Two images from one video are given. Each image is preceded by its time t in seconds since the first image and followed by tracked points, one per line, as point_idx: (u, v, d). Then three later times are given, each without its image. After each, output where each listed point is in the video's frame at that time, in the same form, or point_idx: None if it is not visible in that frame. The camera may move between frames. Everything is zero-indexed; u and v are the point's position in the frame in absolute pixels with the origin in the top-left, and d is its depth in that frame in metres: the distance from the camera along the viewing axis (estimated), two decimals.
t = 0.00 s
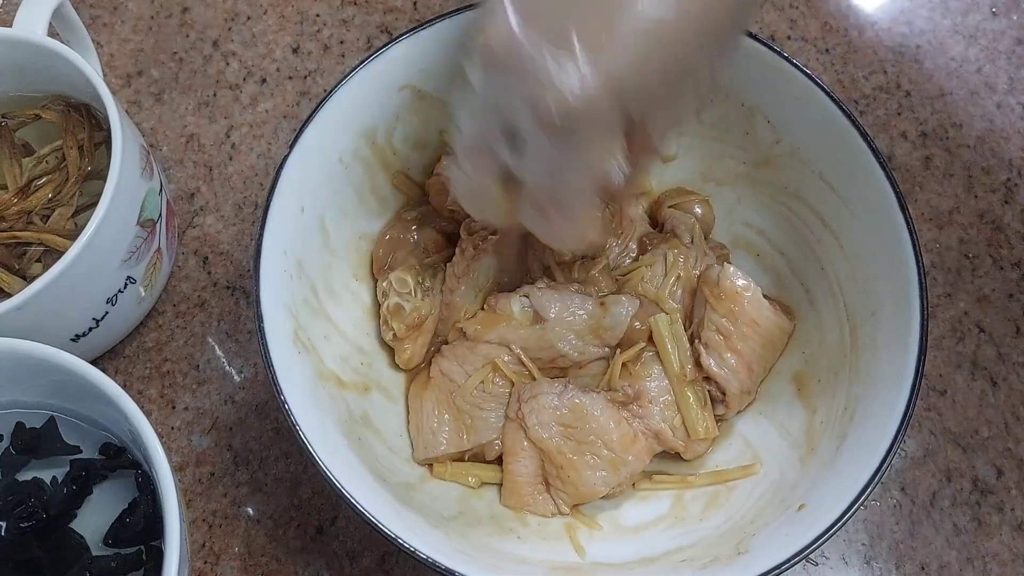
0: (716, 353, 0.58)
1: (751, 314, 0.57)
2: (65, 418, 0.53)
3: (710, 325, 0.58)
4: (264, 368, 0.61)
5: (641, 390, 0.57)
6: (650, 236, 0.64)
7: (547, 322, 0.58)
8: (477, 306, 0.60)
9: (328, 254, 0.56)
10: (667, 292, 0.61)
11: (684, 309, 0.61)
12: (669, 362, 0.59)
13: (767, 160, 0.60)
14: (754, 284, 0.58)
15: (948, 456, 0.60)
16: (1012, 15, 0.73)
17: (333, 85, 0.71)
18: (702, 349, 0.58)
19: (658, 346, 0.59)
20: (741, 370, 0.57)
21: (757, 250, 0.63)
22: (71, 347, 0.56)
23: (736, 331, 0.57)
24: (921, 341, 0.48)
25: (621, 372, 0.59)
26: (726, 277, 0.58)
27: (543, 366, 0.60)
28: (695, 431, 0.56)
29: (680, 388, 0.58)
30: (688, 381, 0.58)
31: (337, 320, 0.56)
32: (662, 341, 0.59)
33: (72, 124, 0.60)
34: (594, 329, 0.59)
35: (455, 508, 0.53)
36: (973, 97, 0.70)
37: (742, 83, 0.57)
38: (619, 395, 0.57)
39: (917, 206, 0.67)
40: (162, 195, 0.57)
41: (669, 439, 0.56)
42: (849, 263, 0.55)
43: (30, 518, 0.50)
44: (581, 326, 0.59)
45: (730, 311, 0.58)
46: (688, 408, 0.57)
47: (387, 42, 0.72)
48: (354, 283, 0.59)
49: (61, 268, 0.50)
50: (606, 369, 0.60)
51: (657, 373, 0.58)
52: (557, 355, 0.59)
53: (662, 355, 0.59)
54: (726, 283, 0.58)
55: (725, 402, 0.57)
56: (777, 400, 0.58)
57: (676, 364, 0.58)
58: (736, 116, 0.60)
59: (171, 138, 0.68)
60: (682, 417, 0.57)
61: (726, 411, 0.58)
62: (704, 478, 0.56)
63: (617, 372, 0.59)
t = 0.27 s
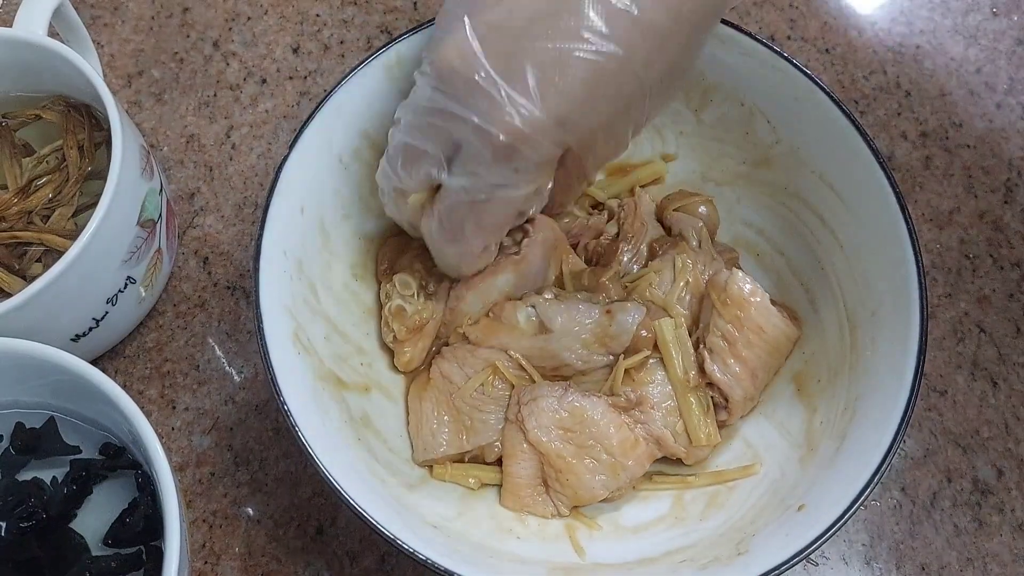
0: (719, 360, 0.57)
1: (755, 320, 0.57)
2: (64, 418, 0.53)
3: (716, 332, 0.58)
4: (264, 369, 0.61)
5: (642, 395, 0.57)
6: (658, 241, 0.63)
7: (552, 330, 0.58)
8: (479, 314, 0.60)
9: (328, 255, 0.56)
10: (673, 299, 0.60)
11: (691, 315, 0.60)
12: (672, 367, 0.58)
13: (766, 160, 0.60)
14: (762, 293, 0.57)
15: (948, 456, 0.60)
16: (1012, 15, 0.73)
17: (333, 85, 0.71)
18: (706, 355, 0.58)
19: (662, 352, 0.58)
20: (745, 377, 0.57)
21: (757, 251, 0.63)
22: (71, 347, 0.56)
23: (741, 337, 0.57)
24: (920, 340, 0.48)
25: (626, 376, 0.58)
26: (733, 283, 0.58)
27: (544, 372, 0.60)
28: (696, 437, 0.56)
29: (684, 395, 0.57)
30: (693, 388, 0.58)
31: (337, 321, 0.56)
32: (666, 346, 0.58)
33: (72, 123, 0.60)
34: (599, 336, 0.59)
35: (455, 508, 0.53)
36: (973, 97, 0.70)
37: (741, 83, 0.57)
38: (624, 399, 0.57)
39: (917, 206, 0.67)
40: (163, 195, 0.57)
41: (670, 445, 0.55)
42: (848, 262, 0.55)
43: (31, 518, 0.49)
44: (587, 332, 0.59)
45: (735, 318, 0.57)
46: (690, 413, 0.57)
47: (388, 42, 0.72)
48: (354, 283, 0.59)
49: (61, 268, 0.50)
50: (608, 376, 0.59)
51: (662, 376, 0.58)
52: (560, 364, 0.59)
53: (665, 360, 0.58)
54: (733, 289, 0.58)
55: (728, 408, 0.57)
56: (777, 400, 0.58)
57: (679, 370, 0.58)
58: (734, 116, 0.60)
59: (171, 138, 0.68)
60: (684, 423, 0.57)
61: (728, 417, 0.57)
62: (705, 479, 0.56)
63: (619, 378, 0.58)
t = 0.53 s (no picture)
0: (718, 359, 0.57)
1: (753, 319, 0.57)
2: (64, 419, 0.53)
3: (713, 332, 0.58)
4: (264, 369, 0.61)
5: (642, 395, 0.57)
6: (658, 241, 0.63)
7: (553, 331, 0.58)
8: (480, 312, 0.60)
9: (328, 255, 0.56)
10: (672, 298, 0.60)
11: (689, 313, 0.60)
12: (671, 367, 0.58)
13: (766, 160, 0.60)
14: (761, 293, 0.57)
15: (948, 456, 0.60)
16: (1012, 16, 0.73)
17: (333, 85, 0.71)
18: (704, 355, 0.58)
19: (660, 352, 0.58)
20: (744, 376, 0.57)
21: (757, 251, 0.63)
22: (71, 347, 0.56)
23: (739, 337, 0.57)
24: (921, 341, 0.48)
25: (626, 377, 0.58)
26: (731, 282, 0.58)
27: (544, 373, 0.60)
28: (696, 437, 0.56)
29: (682, 395, 0.57)
30: (692, 387, 0.58)
31: (337, 321, 0.56)
32: (664, 345, 0.58)
33: (72, 124, 0.60)
34: (600, 337, 0.59)
35: (455, 509, 0.53)
36: (973, 97, 0.70)
37: (742, 83, 0.57)
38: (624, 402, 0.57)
39: (917, 206, 0.67)
40: (162, 195, 0.57)
41: (669, 444, 0.56)
42: (848, 262, 0.55)
43: (30, 518, 0.49)
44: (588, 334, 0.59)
45: (733, 318, 0.57)
46: (689, 413, 0.57)
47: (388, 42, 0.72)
48: (354, 284, 0.59)
49: (61, 268, 0.50)
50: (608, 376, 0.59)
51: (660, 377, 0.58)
52: (560, 363, 0.59)
53: (665, 360, 0.58)
54: (731, 289, 0.57)
55: (727, 408, 0.57)
56: (776, 400, 0.58)
57: (678, 370, 0.58)
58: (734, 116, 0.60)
59: (171, 138, 0.68)
60: (683, 423, 0.56)
61: (727, 418, 0.57)
62: (705, 480, 0.56)
63: (620, 377, 0.58)
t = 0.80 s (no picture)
0: (717, 359, 0.57)
1: (752, 319, 0.57)
2: (65, 418, 0.53)
3: (712, 331, 0.58)
4: (264, 369, 0.61)
5: (642, 394, 0.57)
6: (657, 239, 0.63)
7: (554, 332, 0.58)
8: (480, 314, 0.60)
9: (328, 255, 0.56)
10: (671, 297, 0.60)
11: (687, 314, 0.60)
12: (670, 366, 0.58)
13: (766, 160, 0.60)
14: (758, 292, 0.57)
15: (948, 456, 0.60)
16: (1012, 16, 0.73)
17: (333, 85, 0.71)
18: (704, 354, 0.58)
19: (659, 351, 0.59)
20: (743, 376, 0.57)
21: (756, 251, 0.64)
22: (71, 347, 0.56)
23: (738, 336, 0.57)
24: (920, 342, 0.48)
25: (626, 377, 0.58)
26: (730, 282, 0.58)
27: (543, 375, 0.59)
28: (696, 436, 0.56)
29: (682, 394, 0.57)
30: (690, 387, 0.57)
31: (337, 321, 0.56)
32: (664, 344, 0.58)
33: (72, 124, 0.60)
34: (600, 336, 0.59)
35: (455, 509, 0.53)
36: (973, 98, 0.70)
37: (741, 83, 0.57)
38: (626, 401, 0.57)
39: (916, 206, 0.67)
40: (162, 195, 0.57)
41: (669, 444, 0.56)
42: (848, 262, 0.55)
43: (30, 518, 0.49)
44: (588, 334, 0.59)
45: (732, 317, 0.57)
46: (689, 412, 0.57)
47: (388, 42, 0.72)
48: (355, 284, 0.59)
49: (61, 268, 0.50)
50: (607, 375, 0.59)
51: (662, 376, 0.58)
52: (561, 364, 0.59)
53: (664, 359, 0.58)
54: (729, 288, 0.58)
55: (726, 408, 0.57)
56: (776, 400, 0.58)
57: (678, 369, 0.58)
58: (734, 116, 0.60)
59: (171, 138, 0.68)
60: (683, 422, 0.56)
61: (727, 417, 0.57)
62: (705, 480, 0.56)
63: (619, 376, 0.58)
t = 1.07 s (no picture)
0: (717, 358, 0.57)
1: (752, 319, 0.57)
2: (65, 418, 0.53)
3: (712, 331, 0.58)
4: (264, 368, 0.61)
5: (641, 393, 0.57)
6: (657, 238, 0.63)
7: (550, 327, 0.59)
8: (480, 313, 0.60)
9: (328, 256, 0.56)
10: (669, 296, 0.60)
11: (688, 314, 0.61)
12: (669, 366, 0.58)
13: (766, 161, 0.60)
14: (756, 292, 0.57)
15: (948, 456, 0.60)
16: (1012, 16, 0.73)
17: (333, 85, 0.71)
18: (703, 354, 0.58)
19: (658, 350, 0.59)
20: (743, 376, 0.57)
21: (756, 251, 0.63)
22: (70, 347, 0.56)
23: (737, 336, 0.57)
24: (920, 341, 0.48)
25: (625, 375, 0.58)
26: (729, 282, 0.58)
27: (544, 371, 0.60)
28: (695, 436, 0.56)
29: (681, 394, 0.57)
30: (690, 387, 0.58)
31: (337, 321, 0.56)
32: (663, 344, 0.59)
33: (72, 123, 0.60)
34: (596, 333, 0.59)
35: (455, 509, 0.53)
36: (973, 98, 0.70)
37: (741, 84, 0.57)
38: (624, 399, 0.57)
39: (916, 206, 0.67)
40: (162, 195, 0.57)
41: (669, 443, 0.56)
42: (848, 263, 0.55)
43: (30, 518, 0.49)
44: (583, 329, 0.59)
45: (730, 317, 0.57)
46: (688, 413, 0.57)
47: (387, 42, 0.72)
48: (355, 284, 0.59)
49: (61, 268, 0.50)
50: (607, 373, 0.59)
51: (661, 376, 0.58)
52: (559, 360, 0.59)
53: (663, 358, 0.58)
54: (728, 288, 0.58)
55: (726, 408, 0.57)
56: (776, 401, 0.58)
57: (676, 368, 0.58)
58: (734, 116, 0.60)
59: (171, 138, 0.68)
60: (682, 422, 0.57)
61: (726, 417, 0.57)
62: (704, 479, 0.56)
63: (617, 375, 0.58)
